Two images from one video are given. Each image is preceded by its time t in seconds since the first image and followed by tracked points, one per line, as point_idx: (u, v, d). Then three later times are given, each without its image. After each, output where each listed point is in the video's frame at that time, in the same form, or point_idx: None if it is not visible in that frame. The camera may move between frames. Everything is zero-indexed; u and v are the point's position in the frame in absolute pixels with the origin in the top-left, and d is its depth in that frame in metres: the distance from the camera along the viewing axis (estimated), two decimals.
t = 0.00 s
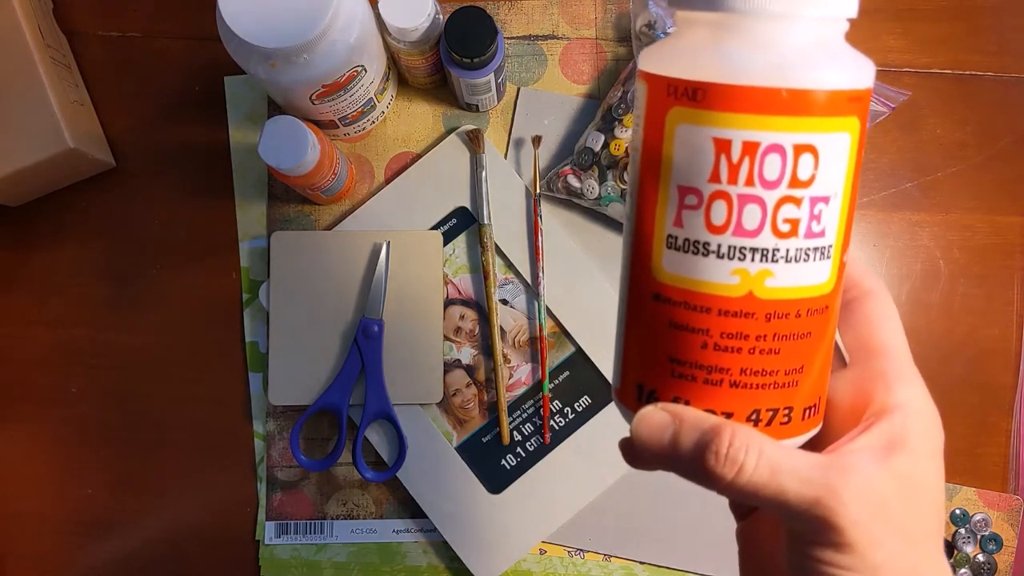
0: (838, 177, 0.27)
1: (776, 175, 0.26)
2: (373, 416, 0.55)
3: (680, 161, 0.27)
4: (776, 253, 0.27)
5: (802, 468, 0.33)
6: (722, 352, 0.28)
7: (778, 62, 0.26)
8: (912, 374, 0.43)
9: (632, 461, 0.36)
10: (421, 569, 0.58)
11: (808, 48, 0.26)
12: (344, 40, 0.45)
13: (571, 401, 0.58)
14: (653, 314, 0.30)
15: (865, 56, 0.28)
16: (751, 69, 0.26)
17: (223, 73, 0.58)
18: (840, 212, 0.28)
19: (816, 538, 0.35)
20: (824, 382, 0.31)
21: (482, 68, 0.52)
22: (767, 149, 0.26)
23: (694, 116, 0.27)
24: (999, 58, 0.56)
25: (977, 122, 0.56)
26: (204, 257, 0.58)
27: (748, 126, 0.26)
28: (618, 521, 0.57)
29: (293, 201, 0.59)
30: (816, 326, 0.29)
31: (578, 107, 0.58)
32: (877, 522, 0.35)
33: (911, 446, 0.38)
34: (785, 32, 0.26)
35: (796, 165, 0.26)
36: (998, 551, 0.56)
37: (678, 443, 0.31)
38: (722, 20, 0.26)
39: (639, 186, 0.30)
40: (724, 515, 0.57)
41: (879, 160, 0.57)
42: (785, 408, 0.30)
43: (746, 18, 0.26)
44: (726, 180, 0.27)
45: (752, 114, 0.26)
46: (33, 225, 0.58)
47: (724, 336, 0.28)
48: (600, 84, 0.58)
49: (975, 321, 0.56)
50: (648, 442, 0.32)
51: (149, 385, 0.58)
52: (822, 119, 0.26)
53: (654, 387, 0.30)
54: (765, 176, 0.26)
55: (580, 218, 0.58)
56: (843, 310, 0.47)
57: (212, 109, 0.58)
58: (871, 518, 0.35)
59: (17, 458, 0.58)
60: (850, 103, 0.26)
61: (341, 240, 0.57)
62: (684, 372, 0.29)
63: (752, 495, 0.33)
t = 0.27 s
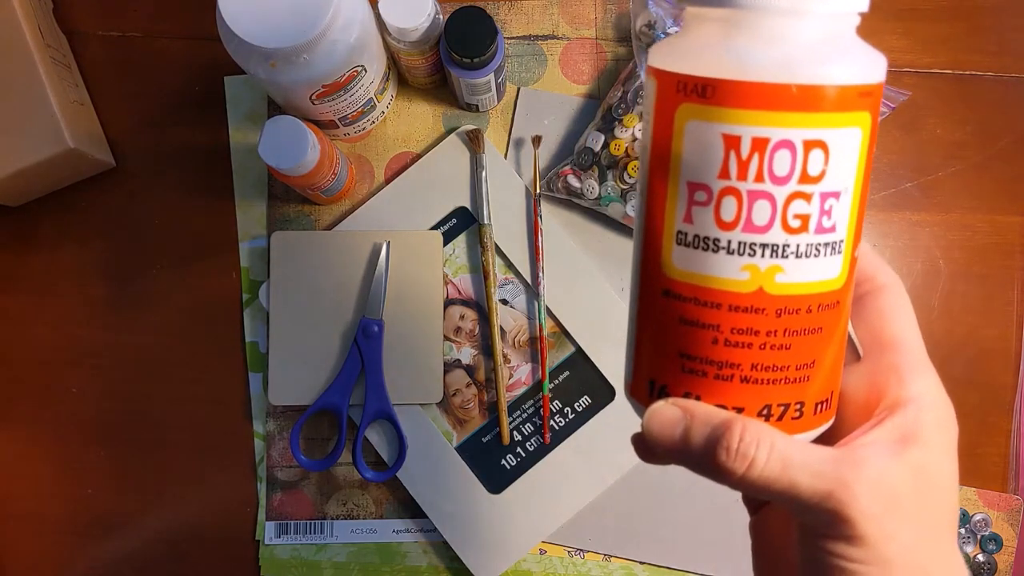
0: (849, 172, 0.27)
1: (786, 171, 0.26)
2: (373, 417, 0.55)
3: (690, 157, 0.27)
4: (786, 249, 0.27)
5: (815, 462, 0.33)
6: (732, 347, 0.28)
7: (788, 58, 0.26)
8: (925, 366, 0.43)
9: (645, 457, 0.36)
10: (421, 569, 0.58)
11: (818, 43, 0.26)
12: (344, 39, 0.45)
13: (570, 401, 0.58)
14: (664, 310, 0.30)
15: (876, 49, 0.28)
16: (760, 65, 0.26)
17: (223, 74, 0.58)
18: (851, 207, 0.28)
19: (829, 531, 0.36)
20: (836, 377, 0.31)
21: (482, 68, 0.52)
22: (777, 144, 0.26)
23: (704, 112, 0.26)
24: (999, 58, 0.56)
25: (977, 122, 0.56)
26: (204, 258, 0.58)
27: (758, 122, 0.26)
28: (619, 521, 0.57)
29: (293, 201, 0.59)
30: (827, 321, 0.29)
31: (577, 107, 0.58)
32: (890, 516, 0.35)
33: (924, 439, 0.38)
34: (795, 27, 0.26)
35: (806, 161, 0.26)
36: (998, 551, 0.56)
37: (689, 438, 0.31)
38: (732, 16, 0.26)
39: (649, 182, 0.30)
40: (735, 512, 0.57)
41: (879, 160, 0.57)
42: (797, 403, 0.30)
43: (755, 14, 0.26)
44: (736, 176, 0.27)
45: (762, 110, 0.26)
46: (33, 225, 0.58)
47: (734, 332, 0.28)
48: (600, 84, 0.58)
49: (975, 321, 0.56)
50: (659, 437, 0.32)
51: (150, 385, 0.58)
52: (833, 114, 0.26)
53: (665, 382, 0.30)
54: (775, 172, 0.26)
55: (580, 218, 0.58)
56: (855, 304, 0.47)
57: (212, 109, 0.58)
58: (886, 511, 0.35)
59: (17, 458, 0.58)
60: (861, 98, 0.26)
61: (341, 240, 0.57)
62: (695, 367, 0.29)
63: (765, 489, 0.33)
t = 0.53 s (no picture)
0: (846, 165, 0.27)
1: (783, 163, 0.26)
2: (373, 417, 0.55)
3: (686, 149, 0.27)
4: (783, 242, 0.27)
5: (812, 457, 0.33)
6: (729, 341, 0.28)
7: (784, 50, 0.26)
8: (924, 361, 0.43)
9: (640, 451, 0.36)
10: (421, 569, 0.58)
11: (815, 33, 0.26)
12: (344, 39, 0.45)
13: (570, 401, 0.58)
14: (660, 303, 0.30)
15: (875, 39, 0.28)
16: (757, 57, 0.26)
17: (223, 74, 0.58)
18: (849, 199, 0.28)
19: (825, 526, 0.36)
20: (833, 370, 0.31)
21: (482, 68, 0.52)
22: (774, 136, 0.26)
23: (700, 103, 0.26)
24: (999, 58, 0.56)
25: (977, 122, 0.56)
26: (204, 258, 0.58)
27: (755, 113, 0.26)
28: (619, 521, 0.57)
29: (293, 201, 0.59)
30: (824, 315, 0.29)
31: (577, 107, 0.58)
32: (887, 511, 0.35)
33: (923, 434, 0.38)
34: (792, 18, 0.26)
35: (803, 153, 0.26)
36: (998, 551, 0.56)
37: (684, 432, 0.31)
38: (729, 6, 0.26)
39: (645, 175, 0.30)
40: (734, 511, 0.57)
41: (879, 160, 0.57)
42: (793, 397, 0.30)
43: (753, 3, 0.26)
44: (732, 169, 0.27)
45: (759, 102, 0.25)
46: (33, 225, 0.58)
47: (731, 326, 0.28)
48: (600, 84, 0.58)
49: (975, 321, 0.56)
50: (655, 431, 0.32)
51: (150, 385, 0.58)
52: (831, 105, 0.26)
53: (660, 376, 0.30)
54: (772, 164, 0.26)
55: (580, 218, 0.58)
56: (856, 297, 0.47)
57: (212, 108, 0.58)
58: (883, 505, 0.35)
59: (17, 458, 0.58)
60: (859, 89, 0.26)
61: (341, 240, 0.57)
62: (691, 362, 0.29)
63: (760, 483, 0.33)
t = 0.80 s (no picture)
0: (828, 172, 0.27)
1: (764, 172, 0.26)
2: (373, 417, 0.55)
3: (667, 158, 0.27)
4: (766, 250, 0.27)
5: (797, 463, 0.33)
6: (714, 349, 0.28)
7: (766, 57, 0.26)
8: (911, 364, 0.43)
9: (628, 458, 0.36)
10: (421, 569, 0.58)
11: (796, 40, 0.26)
12: (344, 40, 0.45)
13: (570, 401, 0.58)
14: (645, 312, 0.30)
15: (855, 44, 0.28)
16: (737, 65, 0.26)
17: (223, 74, 0.58)
18: (831, 205, 0.28)
19: (812, 534, 0.36)
20: (819, 376, 0.31)
21: (482, 68, 0.52)
22: (754, 145, 0.26)
23: (681, 112, 0.26)
24: (999, 58, 0.56)
25: (978, 122, 0.56)
26: (204, 258, 0.58)
27: (735, 123, 0.26)
28: (619, 521, 0.57)
29: (294, 201, 0.59)
30: (809, 321, 0.29)
31: (577, 107, 0.58)
32: (875, 518, 0.35)
33: (910, 438, 0.38)
34: (773, 24, 0.26)
35: (784, 161, 0.26)
36: (998, 551, 0.56)
37: (671, 441, 0.31)
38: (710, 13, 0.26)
39: (628, 183, 0.30)
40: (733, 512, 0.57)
41: (879, 160, 0.57)
42: (780, 404, 0.30)
43: (733, 11, 0.26)
44: (714, 177, 0.27)
45: (739, 111, 0.25)
46: (33, 225, 0.58)
47: (715, 334, 0.28)
48: (600, 84, 0.58)
49: (975, 321, 0.56)
50: (641, 440, 0.32)
51: (150, 385, 0.58)
52: (810, 113, 0.26)
53: (647, 384, 0.31)
54: (753, 172, 0.26)
55: (580, 218, 0.58)
56: (843, 301, 0.47)
57: (211, 109, 0.58)
58: (869, 512, 0.35)
59: (18, 458, 0.58)
60: (840, 96, 0.26)
61: (341, 240, 0.57)
62: (677, 370, 0.29)
63: (747, 491, 0.33)
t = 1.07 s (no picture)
0: (838, 188, 0.27)
1: (775, 187, 0.26)
2: (373, 417, 0.55)
3: (678, 172, 0.27)
4: (775, 266, 0.27)
5: (802, 476, 0.33)
6: (722, 363, 0.28)
7: (777, 73, 0.25)
8: (914, 376, 0.43)
9: (634, 470, 0.36)
10: (421, 569, 0.58)
11: (808, 56, 0.26)
12: (343, 40, 0.45)
13: (570, 401, 0.58)
14: (653, 324, 0.30)
15: (866, 61, 0.28)
16: (749, 80, 0.25)
17: (223, 74, 0.58)
18: (841, 221, 0.28)
19: (817, 547, 0.36)
20: (825, 389, 0.31)
21: (482, 68, 0.52)
22: (766, 161, 0.26)
23: (692, 127, 0.26)
24: (999, 58, 0.56)
25: (977, 122, 0.56)
26: (204, 258, 0.58)
27: (747, 138, 0.26)
28: (619, 521, 0.57)
29: (294, 201, 0.59)
30: (816, 335, 0.29)
31: (577, 107, 0.58)
32: (879, 530, 0.36)
33: (914, 449, 0.38)
34: (785, 41, 0.26)
35: (796, 177, 0.26)
36: (998, 551, 0.56)
37: (678, 451, 0.31)
38: (722, 28, 0.26)
39: (638, 195, 0.30)
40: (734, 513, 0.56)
41: (879, 160, 0.57)
42: (787, 417, 0.30)
43: (745, 26, 0.26)
44: (725, 193, 0.26)
45: (751, 127, 0.25)
46: (33, 225, 0.58)
47: (724, 348, 0.28)
48: (600, 84, 0.58)
49: (975, 321, 0.56)
50: (647, 450, 0.32)
51: (150, 384, 0.58)
52: (822, 130, 0.26)
53: (654, 396, 0.31)
54: (764, 188, 0.26)
55: (580, 218, 0.58)
56: (846, 311, 0.47)
57: (211, 108, 0.58)
58: (874, 524, 0.35)
59: (18, 457, 0.58)
60: (851, 112, 0.26)
61: (341, 240, 0.57)
62: (684, 382, 0.29)
63: (751, 503, 0.33)
